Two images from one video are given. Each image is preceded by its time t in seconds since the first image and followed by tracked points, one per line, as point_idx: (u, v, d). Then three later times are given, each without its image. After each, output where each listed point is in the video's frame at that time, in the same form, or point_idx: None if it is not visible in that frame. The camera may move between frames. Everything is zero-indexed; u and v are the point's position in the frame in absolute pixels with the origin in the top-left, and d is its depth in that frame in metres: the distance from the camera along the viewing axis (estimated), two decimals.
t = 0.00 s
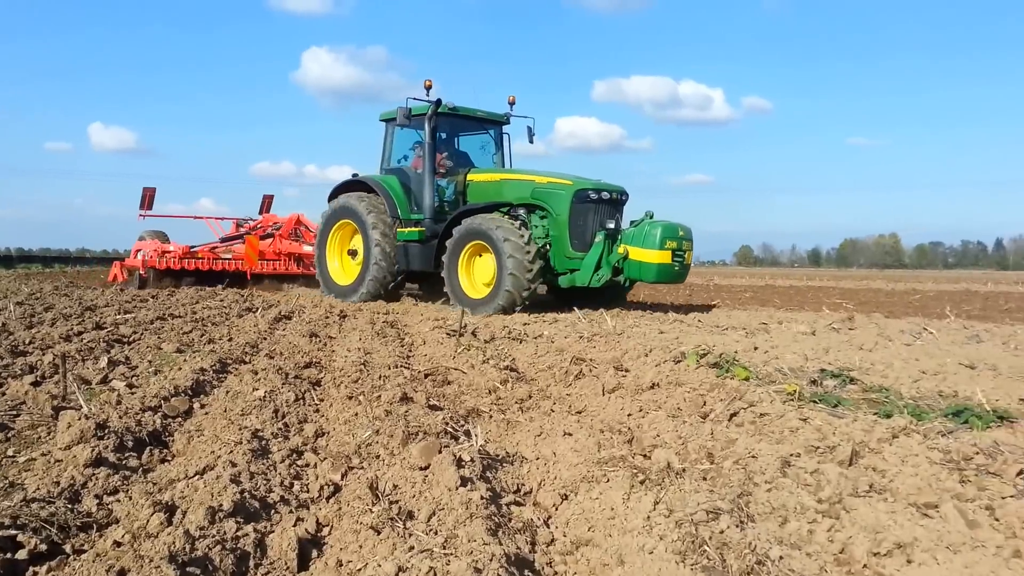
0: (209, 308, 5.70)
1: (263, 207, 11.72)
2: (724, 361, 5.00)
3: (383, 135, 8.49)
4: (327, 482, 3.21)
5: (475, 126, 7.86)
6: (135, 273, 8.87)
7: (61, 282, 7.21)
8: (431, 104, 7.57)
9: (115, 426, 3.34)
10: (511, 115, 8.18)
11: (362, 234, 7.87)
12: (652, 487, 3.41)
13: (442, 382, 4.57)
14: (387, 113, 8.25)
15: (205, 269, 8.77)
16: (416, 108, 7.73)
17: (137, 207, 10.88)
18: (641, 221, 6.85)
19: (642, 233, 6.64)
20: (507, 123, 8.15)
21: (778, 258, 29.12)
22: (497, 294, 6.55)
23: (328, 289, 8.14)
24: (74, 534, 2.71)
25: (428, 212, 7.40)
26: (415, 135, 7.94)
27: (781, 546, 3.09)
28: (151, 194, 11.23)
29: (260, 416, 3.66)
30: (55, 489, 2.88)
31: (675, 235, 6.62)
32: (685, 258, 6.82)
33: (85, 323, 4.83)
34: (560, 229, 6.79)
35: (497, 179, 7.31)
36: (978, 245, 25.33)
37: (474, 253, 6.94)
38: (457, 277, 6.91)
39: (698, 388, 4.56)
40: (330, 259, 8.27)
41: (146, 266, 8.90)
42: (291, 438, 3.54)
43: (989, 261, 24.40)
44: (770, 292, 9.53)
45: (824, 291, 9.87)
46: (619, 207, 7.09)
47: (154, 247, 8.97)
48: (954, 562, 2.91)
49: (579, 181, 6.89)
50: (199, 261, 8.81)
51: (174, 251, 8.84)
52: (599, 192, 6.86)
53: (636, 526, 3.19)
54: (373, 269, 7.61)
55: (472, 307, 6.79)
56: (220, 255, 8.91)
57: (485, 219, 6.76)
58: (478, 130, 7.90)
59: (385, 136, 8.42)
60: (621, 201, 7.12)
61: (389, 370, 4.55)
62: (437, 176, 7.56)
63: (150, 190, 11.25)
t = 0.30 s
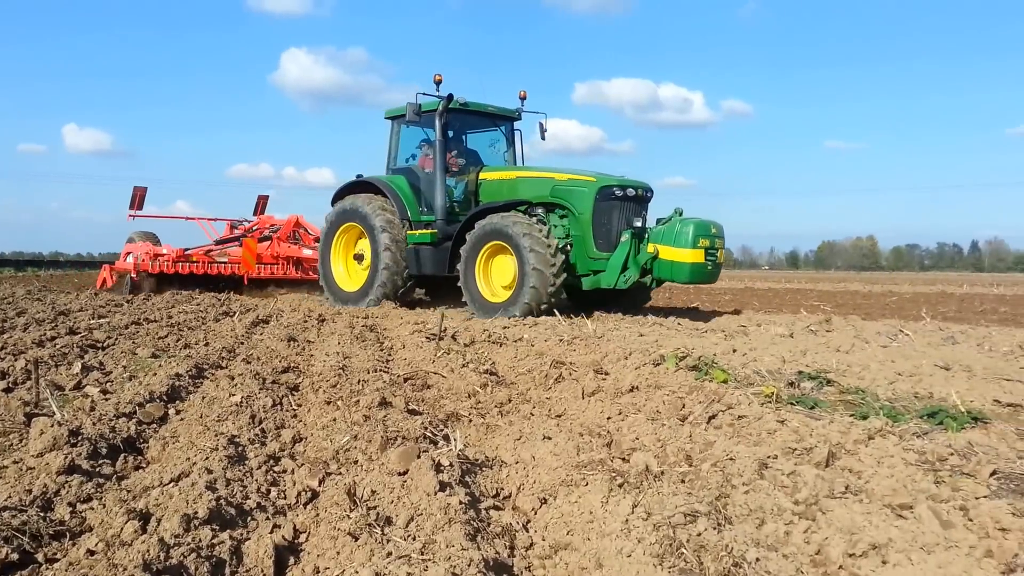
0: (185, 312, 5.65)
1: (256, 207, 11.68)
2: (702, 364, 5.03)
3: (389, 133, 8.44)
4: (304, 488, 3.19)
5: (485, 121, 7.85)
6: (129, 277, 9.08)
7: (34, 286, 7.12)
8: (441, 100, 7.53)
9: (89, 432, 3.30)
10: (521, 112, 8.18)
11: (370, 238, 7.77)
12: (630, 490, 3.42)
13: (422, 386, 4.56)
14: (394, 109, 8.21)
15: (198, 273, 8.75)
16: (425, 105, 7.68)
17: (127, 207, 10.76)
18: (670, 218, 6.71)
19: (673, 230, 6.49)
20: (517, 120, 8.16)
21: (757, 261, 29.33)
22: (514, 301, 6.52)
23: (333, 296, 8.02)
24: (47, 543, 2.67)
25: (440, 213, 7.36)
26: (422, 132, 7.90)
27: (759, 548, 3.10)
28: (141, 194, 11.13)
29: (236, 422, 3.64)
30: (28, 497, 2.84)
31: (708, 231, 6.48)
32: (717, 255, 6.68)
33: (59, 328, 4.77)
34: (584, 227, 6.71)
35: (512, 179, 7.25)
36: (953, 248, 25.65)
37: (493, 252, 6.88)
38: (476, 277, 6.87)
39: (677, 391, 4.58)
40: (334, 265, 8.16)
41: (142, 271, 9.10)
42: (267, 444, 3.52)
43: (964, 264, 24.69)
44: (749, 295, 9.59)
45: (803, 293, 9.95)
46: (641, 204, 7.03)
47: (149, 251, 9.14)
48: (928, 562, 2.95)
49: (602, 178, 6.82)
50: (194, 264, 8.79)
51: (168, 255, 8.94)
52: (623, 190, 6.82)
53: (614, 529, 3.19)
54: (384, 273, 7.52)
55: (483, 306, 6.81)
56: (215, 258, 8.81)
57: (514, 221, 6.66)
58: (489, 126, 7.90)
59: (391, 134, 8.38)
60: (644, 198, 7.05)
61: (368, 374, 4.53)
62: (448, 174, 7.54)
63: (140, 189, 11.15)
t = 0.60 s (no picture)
0: (161, 316, 5.60)
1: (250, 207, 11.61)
2: (682, 366, 5.05)
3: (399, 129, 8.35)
4: (282, 493, 3.17)
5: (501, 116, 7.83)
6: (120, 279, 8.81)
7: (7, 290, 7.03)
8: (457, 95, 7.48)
9: (61, 438, 3.26)
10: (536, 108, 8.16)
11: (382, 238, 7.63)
12: (609, 493, 3.42)
13: (401, 389, 4.54)
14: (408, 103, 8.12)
15: (195, 276, 8.62)
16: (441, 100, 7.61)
17: (114, 207, 10.59)
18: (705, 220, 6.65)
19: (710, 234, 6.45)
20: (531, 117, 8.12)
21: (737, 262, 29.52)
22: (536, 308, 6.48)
23: (342, 299, 7.88)
24: (18, 552, 2.64)
25: (456, 212, 7.29)
26: (437, 129, 7.84)
27: (736, 550, 3.12)
28: (129, 194, 11.01)
29: (212, 427, 3.60)
30: None
31: (747, 234, 6.45)
32: (754, 259, 6.65)
33: (31, 333, 4.71)
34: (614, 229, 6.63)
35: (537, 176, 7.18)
36: (929, 249, 25.97)
37: (518, 253, 6.79)
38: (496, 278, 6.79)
39: (657, 393, 4.59)
40: (343, 267, 8.01)
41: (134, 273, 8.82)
42: (244, 450, 3.50)
43: (940, 265, 24.97)
44: (729, 296, 9.65)
45: (781, 294, 10.03)
46: (673, 205, 6.97)
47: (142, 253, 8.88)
48: (902, 562, 2.98)
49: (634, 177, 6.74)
50: (190, 267, 8.65)
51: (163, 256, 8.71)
52: (655, 190, 6.75)
53: (593, 532, 3.20)
54: (398, 275, 7.37)
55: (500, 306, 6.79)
56: (211, 260, 8.71)
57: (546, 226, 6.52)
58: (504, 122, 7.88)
59: (400, 131, 8.29)
60: (676, 198, 6.99)
61: (347, 378, 4.51)
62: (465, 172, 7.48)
63: (128, 189, 11.03)
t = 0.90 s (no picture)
0: (135, 319, 5.57)
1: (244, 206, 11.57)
2: (662, 367, 5.07)
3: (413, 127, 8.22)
4: (257, 499, 3.16)
5: (520, 111, 7.72)
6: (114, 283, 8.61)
7: None
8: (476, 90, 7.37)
9: (32, 445, 3.22)
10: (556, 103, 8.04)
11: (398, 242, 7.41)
12: (588, 495, 3.43)
13: (381, 392, 4.53)
14: (421, 99, 7.99)
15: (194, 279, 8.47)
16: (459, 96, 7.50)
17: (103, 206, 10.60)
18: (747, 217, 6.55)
19: (753, 233, 6.35)
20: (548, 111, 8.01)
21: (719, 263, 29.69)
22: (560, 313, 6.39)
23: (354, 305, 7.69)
24: None
25: (475, 213, 7.15)
26: (454, 126, 7.73)
27: (714, 551, 3.13)
28: (118, 191, 10.95)
29: (187, 432, 3.59)
30: None
31: (792, 233, 6.36)
32: (798, 258, 6.56)
33: (3, 336, 4.66)
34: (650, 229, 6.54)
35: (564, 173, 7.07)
36: (907, 249, 26.24)
37: (548, 252, 6.63)
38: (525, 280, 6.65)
39: (638, 394, 4.60)
40: (355, 272, 7.79)
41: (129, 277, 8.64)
42: (219, 455, 3.48)
43: (918, 265, 25.25)
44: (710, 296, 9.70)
45: (762, 294, 10.10)
46: (709, 203, 6.89)
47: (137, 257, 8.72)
48: (877, 562, 3.00)
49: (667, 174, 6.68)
50: (189, 270, 8.52)
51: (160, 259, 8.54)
52: (690, 186, 6.68)
53: (571, 535, 3.21)
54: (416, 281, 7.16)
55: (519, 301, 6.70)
56: (211, 263, 8.64)
57: (585, 232, 6.34)
58: (524, 117, 7.77)
59: (414, 129, 8.17)
60: (712, 196, 6.90)
61: (326, 381, 4.50)
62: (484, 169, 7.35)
63: (118, 187, 10.98)
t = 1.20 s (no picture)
0: (109, 323, 5.55)
1: (243, 206, 11.53)
2: (643, 367, 5.08)
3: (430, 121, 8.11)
4: (232, 504, 3.18)
5: (543, 103, 7.67)
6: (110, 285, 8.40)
7: None
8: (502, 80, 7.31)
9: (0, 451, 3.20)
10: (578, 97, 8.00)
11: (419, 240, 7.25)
12: (567, 498, 3.44)
13: (360, 395, 4.52)
14: (441, 90, 7.89)
15: (195, 280, 8.34)
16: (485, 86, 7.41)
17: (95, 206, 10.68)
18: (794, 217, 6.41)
19: (803, 233, 6.21)
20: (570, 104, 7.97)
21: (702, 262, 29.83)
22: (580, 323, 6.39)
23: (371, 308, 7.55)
24: None
25: (502, 209, 7.04)
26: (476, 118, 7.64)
27: (692, 552, 3.15)
28: (110, 190, 10.94)
29: (160, 437, 3.62)
30: None
31: (844, 232, 6.21)
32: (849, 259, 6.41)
33: None
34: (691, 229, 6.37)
35: (596, 168, 6.88)
36: (886, 249, 26.49)
37: (586, 252, 6.51)
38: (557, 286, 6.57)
39: (618, 395, 4.62)
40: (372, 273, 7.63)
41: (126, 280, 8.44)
42: (194, 460, 3.51)
43: (896, 264, 25.50)
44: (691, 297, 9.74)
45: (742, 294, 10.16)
46: (750, 199, 6.70)
47: (133, 258, 8.53)
48: (853, 561, 3.01)
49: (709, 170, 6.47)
50: (190, 271, 8.37)
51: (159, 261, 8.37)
52: (734, 182, 6.48)
53: (550, 537, 3.22)
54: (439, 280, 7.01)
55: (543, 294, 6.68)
56: (212, 264, 8.52)
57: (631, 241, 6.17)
58: (548, 110, 7.72)
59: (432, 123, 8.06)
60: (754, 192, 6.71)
61: (304, 384, 4.50)
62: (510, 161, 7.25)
63: (109, 186, 10.96)
